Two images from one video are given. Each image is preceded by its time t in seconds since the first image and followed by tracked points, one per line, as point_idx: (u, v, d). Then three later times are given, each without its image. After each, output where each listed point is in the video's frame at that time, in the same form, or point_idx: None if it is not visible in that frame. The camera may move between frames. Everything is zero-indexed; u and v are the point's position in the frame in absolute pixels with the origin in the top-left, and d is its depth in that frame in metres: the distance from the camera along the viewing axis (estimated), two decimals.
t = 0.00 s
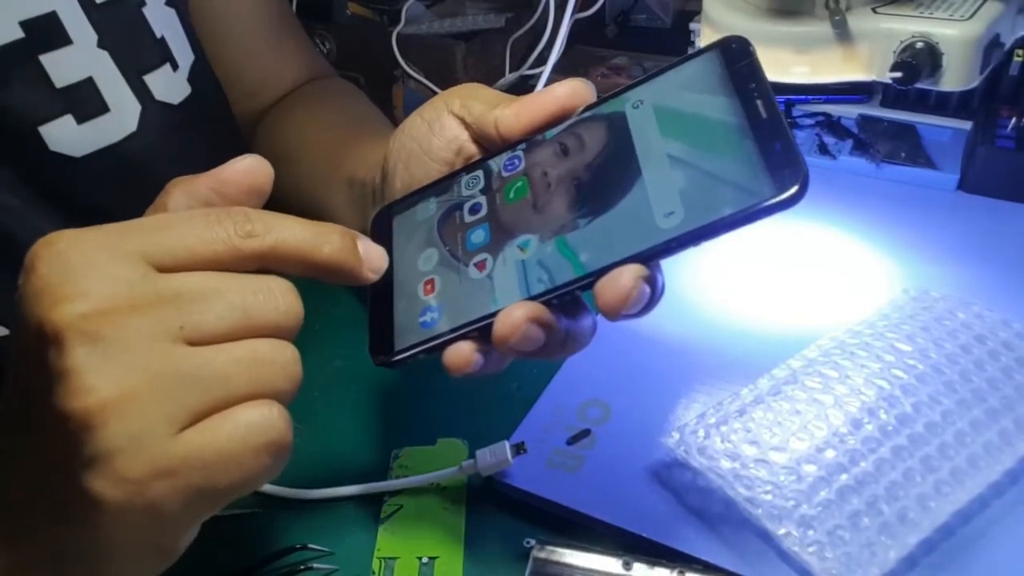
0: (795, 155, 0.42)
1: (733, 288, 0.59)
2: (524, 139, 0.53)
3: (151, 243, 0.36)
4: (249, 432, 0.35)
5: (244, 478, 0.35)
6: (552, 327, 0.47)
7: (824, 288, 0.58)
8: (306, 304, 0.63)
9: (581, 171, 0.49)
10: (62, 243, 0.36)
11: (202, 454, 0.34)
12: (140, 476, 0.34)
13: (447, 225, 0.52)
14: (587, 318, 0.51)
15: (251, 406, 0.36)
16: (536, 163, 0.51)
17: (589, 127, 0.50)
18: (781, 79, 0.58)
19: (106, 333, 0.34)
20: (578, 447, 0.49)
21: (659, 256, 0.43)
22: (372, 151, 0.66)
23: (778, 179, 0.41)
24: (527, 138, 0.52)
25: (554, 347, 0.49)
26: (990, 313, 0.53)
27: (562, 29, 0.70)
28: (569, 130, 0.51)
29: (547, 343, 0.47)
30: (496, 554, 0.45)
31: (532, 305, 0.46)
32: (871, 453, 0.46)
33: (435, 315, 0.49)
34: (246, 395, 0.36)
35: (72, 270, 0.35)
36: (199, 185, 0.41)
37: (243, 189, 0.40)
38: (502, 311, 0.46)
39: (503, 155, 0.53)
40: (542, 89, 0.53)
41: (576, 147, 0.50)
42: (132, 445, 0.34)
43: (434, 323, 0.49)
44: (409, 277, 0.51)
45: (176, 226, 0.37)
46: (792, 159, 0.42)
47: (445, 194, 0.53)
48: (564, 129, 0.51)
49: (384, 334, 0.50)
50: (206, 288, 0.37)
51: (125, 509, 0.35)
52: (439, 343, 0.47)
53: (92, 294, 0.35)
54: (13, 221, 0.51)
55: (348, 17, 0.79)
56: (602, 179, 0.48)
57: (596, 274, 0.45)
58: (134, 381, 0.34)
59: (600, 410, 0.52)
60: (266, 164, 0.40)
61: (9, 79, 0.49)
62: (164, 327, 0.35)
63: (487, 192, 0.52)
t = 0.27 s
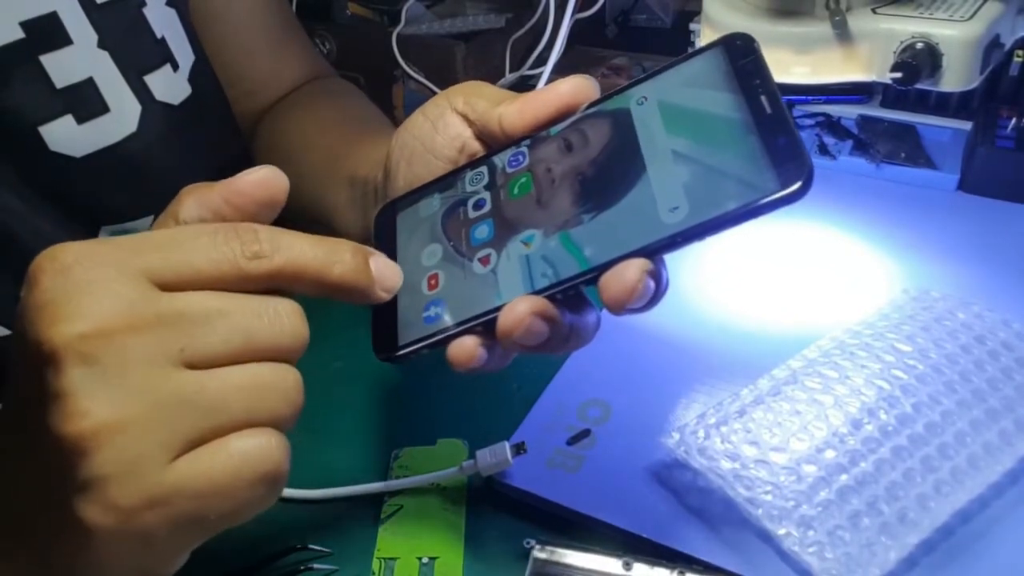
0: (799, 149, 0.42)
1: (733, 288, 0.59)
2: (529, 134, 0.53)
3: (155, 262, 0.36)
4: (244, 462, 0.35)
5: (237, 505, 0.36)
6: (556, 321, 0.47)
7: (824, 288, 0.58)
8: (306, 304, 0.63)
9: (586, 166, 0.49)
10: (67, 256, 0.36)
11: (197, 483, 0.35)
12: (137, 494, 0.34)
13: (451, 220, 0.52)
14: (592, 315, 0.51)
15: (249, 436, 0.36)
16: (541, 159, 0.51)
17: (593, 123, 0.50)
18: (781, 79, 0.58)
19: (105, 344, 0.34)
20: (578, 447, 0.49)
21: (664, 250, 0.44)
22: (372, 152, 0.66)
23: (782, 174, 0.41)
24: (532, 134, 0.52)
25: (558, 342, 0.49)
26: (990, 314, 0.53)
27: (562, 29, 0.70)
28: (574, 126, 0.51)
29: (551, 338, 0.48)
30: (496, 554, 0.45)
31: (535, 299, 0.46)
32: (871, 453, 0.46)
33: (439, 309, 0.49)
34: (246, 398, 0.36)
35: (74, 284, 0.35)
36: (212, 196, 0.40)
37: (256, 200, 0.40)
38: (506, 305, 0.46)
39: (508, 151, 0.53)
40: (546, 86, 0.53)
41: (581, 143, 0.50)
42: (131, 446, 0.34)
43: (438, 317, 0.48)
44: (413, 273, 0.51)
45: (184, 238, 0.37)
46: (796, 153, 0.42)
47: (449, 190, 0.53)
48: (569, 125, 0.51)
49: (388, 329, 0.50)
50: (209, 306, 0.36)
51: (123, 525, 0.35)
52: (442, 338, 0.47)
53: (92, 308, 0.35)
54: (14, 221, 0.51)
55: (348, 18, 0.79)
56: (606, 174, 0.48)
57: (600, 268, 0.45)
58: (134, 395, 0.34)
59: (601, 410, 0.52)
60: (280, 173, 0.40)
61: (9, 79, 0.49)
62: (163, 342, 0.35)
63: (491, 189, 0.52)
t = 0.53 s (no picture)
0: (799, 150, 0.42)
1: (733, 288, 0.59)
2: (528, 134, 0.53)
3: (165, 256, 0.36)
4: (258, 453, 0.35)
5: (251, 498, 0.36)
6: (555, 321, 0.47)
7: (824, 288, 0.58)
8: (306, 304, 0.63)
9: (585, 166, 0.49)
10: (76, 253, 0.36)
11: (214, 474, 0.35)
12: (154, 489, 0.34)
13: (450, 219, 0.52)
14: (590, 315, 0.51)
15: (260, 428, 0.36)
16: (540, 158, 0.51)
17: (593, 123, 0.50)
18: (781, 80, 0.58)
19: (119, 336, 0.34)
20: (578, 448, 0.49)
21: (663, 250, 0.44)
22: (372, 152, 0.66)
23: (782, 174, 0.41)
24: (532, 133, 0.52)
25: (557, 342, 0.49)
26: (991, 314, 0.53)
27: (562, 29, 0.70)
28: (574, 126, 0.51)
29: (550, 338, 0.47)
30: (496, 554, 0.45)
31: (534, 298, 0.46)
32: (871, 453, 0.46)
33: (437, 309, 0.49)
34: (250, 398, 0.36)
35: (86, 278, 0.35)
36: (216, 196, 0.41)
37: (260, 203, 0.40)
38: (505, 304, 0.46)
39: (507, 150, 0.53)
40: (547, 85, 0.53)
41: (580, 143, 0.50)
42: (130, 445, 0.34)
43: (437, 317, 0.48)
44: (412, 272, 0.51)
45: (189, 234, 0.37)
46: (796, 154, 0.42)
47: (448, 189, 0.53)
48: (568, 125, 0.51)
49: (386, 328, 0.50)
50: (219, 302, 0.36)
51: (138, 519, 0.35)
52: (441, 337, 0.47)
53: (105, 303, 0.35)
54: (14, 221, 0.51)
55: (348, 18, 0.79)
56: (605, 174, 0.48)
57: (599, 269, 0.45)
58: (146, 390, 0.34)
59: (601, 410, 0.52)
60: (285, 176, 0.40)
61: (8, 80, 0.49)
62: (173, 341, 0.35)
63: (491, 188, 0.52)
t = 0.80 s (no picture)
0: (794, 151, 0.42)
1: (733, 288, 0.59)
2: (525, 136, 0.53)
3: (187, 251, 0.37)
4: (277, 446, 0.35)
5: (272, 489, 0.36)
6: (550, 324, 0.47)
7: (823, 288, 0.58)
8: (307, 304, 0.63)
9: (581, 167, 0.49)
10: (100, 249, 0.37)
11: (234, 465, 0.35)
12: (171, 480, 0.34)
13: (446, 221, 0.52)
14: (585, 317, 0.51)
15: (279, 422, 0.36)
16: (536, 160, 0.51)
17: (590, 125, 0.50)
18: (781, 80, 0.58)
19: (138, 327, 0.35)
20: (578, 447, 0.49)
21: (658, 253, 0.44)
22: (372, 151, 0.66)
23: (777, 177, 0.41)
24: (528, 135, 0.52)
25: (552, 344, 0.49)
26: (990, 314, 0.53)
27: (561, 29, 0.70)
28: (570, 128, 0.51)
29: (545, 340, 0.47)
30: (496, 554, 0.45)
31: (529, 301, 0.46)
32: (871, 453, 0.46)
33: (433, 311, 0.49)
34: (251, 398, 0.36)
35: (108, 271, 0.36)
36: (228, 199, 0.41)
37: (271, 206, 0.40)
38: (500, 307, 0.46)
39: (504, 153, 0.53)
40: (543, 86, 0.53)
41: (576, 145, 0.50)
42: (133, 444, 0.34)
43: (433, 320, 0.49)
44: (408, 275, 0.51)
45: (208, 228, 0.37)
46: (791, 155, 0.42)
47: (444, 191, 0.53)
48: (565, 127, 0.51)
49: (383, 331, 0.50)
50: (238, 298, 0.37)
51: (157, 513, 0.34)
52: (435, 340, 0.47)
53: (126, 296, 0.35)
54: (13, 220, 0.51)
55: (348, 18, 0.79)
56: (600, 177, 0.48)
57: (593, 272, 0.45)
58: (156, 383, 0.34)
59: (601, 410, 0.52)
60: (297, 182, 0.41)
61: (8, 80, 0.49)
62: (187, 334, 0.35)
63: (487, 190, 0.52)
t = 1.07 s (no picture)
0: (789, 154, 0.42)
1: (733, 288, 0.59)
2: (520, 136, 0.53)
3: (174, 252, 0.36)
4: (270, 449, 0.35)
5: (264, 494, 0.36)
6: (543, 325, 0.47)
7: (823, 288, 0.58)
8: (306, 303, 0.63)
9: (577, 168, 0.49)
10: (85, 253, 0.36)
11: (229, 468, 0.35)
12: (162, 484, 0.34)
13: (442, 221, 0.52)
14: (580, 317, 0.51)
15: (273, 425, 0.36)
16: (532, 161, 0.51)
17: (585, 126, 0.50)
18: (781, 80, 0.58)
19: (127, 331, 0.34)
20: (578, 447, 0.49)
21: (651, 255, 0.43)
22: (372, 152, 0.66)
23: (771, 180, 0.41)
24: (524, 135, 0.52)
25: (547, 345, 0.49)
26: (990, 314, 0.53)
27: (561, 29, 0.70)
28: (566, 129, 0.51)
29: (538, 342, 0.47)
30: (495, 554, 0.45)
31: (522, 302, 0.46)
32: (871, 453, 0.46)
33: (428, 310, 0.49)
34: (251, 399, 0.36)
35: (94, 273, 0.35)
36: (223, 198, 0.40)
37: (261, 203, 0.40)
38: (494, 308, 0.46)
39: (500, 153, 0.52)
40: (540, 87, 0.52)
41: (572, 146, 0.50)
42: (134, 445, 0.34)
43: (427, 320, 0.49)
44: (404, 275, 0.51)
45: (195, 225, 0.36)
46: (785, 158, 0.42)
47: (440, 191, 0.53)
48: (561, 127, 0.51)
49: (377, 331, 0.50)
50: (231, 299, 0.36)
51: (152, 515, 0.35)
52: (430, 340, 0.47)
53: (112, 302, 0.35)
54: (14, 221, 0.51)
55: (348, 18, 0.79)
56: (595, 178, 0.48)
57: (585, 273, 0.45)
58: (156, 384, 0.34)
59: (601, 410, 0.52)
60: (291, 182, 0.40)
61: (8, 80, 0.49)
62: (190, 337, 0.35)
63: (482, 190, 0.52)
